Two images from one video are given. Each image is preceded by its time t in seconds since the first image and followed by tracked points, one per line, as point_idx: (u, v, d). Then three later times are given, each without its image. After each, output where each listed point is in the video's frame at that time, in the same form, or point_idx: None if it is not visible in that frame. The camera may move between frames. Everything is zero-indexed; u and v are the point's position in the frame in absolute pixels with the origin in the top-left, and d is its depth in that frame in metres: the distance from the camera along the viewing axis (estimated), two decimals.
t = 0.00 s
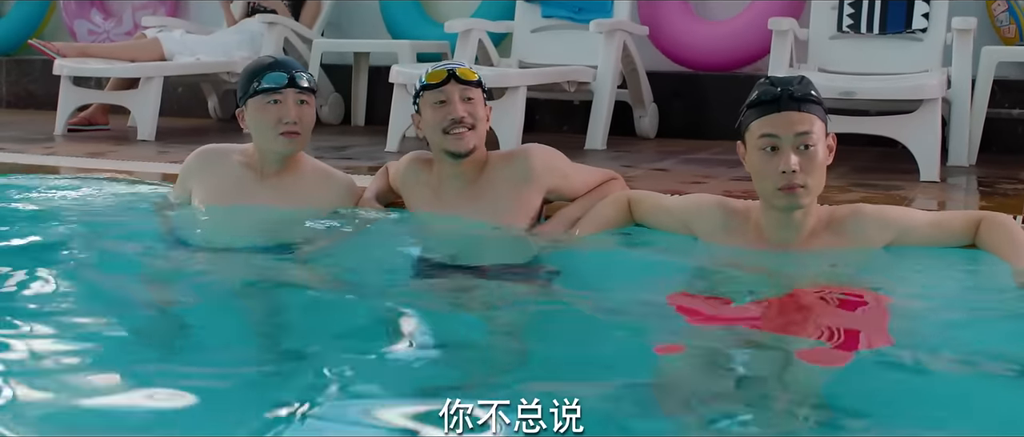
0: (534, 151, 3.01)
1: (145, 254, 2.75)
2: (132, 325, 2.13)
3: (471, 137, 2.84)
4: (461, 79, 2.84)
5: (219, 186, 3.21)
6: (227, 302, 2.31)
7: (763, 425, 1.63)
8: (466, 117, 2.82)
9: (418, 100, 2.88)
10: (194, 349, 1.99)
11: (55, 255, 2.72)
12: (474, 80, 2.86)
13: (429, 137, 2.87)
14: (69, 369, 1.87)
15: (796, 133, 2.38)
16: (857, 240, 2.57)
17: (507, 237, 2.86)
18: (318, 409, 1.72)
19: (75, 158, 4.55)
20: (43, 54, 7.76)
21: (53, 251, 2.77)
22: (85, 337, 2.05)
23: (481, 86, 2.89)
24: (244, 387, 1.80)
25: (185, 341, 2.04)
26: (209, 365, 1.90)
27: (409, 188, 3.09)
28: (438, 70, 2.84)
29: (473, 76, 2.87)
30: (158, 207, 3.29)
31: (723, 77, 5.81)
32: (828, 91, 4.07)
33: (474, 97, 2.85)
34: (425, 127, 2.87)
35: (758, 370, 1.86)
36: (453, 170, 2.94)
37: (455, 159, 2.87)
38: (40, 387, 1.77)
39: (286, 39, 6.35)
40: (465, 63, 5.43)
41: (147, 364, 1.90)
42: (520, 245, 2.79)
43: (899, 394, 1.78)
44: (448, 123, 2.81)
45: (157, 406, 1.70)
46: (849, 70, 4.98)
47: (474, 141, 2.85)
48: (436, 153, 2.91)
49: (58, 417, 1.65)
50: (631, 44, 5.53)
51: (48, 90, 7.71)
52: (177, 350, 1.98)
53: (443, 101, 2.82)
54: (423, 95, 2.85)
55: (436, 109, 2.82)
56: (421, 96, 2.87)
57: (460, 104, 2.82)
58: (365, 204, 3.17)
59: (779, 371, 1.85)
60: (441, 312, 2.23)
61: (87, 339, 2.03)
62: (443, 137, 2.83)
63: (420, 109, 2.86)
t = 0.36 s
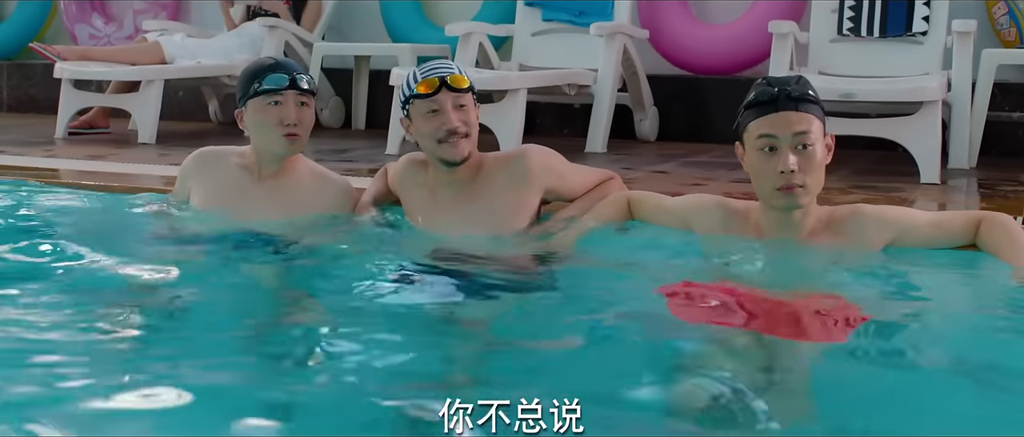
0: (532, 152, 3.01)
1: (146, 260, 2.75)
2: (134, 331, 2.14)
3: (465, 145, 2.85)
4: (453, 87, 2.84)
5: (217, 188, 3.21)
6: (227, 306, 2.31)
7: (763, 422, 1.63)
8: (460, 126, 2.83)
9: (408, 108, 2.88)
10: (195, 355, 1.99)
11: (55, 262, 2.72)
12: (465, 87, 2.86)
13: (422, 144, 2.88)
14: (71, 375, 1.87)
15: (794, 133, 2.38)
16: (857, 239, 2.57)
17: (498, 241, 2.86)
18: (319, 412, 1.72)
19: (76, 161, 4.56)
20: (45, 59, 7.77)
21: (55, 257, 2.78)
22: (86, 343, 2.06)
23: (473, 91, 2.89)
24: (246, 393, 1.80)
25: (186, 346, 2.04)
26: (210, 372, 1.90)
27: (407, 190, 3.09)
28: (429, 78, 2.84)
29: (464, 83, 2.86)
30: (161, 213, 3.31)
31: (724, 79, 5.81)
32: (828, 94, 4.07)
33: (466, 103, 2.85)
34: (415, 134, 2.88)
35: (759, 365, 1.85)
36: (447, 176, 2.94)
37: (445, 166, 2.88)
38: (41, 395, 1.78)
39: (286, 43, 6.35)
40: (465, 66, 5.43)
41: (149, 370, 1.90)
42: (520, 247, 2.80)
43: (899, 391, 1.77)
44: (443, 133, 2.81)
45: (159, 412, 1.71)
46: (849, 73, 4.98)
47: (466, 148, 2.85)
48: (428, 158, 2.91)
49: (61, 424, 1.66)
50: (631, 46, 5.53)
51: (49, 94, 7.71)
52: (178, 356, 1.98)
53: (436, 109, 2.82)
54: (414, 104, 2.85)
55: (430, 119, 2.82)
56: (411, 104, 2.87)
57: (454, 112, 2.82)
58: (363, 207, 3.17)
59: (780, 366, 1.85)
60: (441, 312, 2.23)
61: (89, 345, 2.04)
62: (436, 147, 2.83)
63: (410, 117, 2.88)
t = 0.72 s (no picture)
0: (533, 152, 3.03)
1: (144, 258, 2.74)
2: (130, 325, 2.13)
3: (469, 144, 2.85)
4: (458, 85, 2.85)
5: (217, 193, 3.20)
6: (226, 302, 2.30)
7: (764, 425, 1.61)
8: (465, 124, 2.83)
9: (413, 105, 2.89)
10: (191, 351, 1.96)
11: (51, 260, 2.71)
12: (471, 87, 2.87)
13: (426, 143, 2.88)
14: (64, 370, 1.85)
15: (791, 133, 2.38)
16: (857, 240, 2.58)
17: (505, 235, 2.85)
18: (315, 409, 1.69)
19: (76, 163, 4.56)
20: (45, 62, 7.77)
21: (52, 255, 2.77)
22: (81, 337, 2.04)
23: (479, 91, 2.90)
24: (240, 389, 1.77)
25: (183, 340, 2.03)
26: (206, 367, 1.88)
27: (408, 191, 3.09)
28: (436, 76, 2.85)
29: (470, 83, 2.87)
30: (161, 213, 3.30)
31: (724, 82, 5.81)
32: (827, 96, 4.08)
33: (471, 103, 2.86)
34: (420, 132, 2.88)
35: (759, 368, 1.85)
36: (450, 175, 2.96)
37: (450, 163, 2.88)
38: (32, 388, 1.76)
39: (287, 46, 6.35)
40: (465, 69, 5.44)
41: (144, 365, 1.88)
42: (522, 243, 2.79)
43: (901, 392, 1.77)
44: (448, 131, 2.82)
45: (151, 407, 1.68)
46: (849, 76, 4.98)
47: (471, 147, 2.85)
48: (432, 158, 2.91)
49: (50, 419, 1.63)
50: (631, 49, 5.53)
51: (49, 98, 7.71)
52: (173, 352, 1.95)
53: (441, 107, 2.83)
54: (420, 101, 2.86)
55: (435, 116, 2.83)
56: (416, 101, 2.88)
57: (460, 111, 2.83)
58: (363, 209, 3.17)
59: (780, 368, 1.85)
60: (440, 310, 2.22)
61: (84, 339, 2.03)
62: (440, 144, 2.83)
63: (414, 117, 2.88)
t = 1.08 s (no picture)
0: (533, 153, 3.03)
1: (145, 258, 2.73)
2: (127, 321, 2.12)
3: (471, 146, 2.84)
4: (463, 87, 2.86)
5: (218, 195, 3.19)
6: (225, 300, 2.29)
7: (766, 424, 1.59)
8: (469, 127, 2.83)
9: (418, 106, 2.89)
10: (190, 349, 1.94)
11: (48, 260, 2.69)
12: (474, 89, 2.88)
13: (428, 144, 2.87)
14: (62, 366, 1.84)
15: (790, 134, 2.38)
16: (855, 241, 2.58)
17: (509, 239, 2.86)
18: (314, 409, 1.66)
19: (75, 166, 4.56)
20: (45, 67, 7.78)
21: (51, 255, 2.76)
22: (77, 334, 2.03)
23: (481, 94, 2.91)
24: (240, 388, 1.74)
25: (182, 337, 2.01)
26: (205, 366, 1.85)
27: (409, 195, 3.09)
28: (440, 78, 2.86)
29: (472, 85, 2.88)
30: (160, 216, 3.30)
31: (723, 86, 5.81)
32: (827, 98, 4.08)
33: (474, 105, 2.86)
34: (422, 135, 2.87)
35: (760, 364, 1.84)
36: (453, 179, 2.95)
37: (452, 165, 2.87)
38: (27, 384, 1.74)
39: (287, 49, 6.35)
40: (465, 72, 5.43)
41: (142, 363, 1.85)
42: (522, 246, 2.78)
43: (903, 390, 1.75)
44: (451, 132, 2.82)
45: (151, 406, 1.65)
46: (848, 80, 4.98)
47: (474, 149, 2.84)
48: (434, 160, 2.90)
49: (47, 415, 1.62)
50: (631, 53, 5.53)
51: (49, 102, 7.71)
52: (171, 351, 1.93)
53: (445, 109, 2.83)
54: (424, 103, 2.86)
55: (438, 117, 2.83)
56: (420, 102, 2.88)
57: (463, 113, 2.83)
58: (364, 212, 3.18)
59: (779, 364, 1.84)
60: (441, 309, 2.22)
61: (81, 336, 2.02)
62: (443, 145, 2.83)
63: (418, 116, 2.88)
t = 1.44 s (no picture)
0: (534, 161, 3.03)
1: (144, 261, 2.73)
2: (127, 322, 2.12)
3: (480, 157, 2.85)
4: (474, 99, 2.87)
5: (221, 196, 3.22)
6: (223, 301, 2.29)
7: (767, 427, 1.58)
8: (477, 138, 2.83)
9: (425, 115, 2.90)
10: (193, 352, 1.93)
11: (49, 263, 2.69)
12: (484, 101, 2.88)
13: (434, 153, 2.88)
14: (63, 369, 1.83)
15: (788, 137, 2.39)
16: (855, 244, 2.59)
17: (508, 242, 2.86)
18: (315, 412, 1.65)
19: (75, 170, 4.56)
20: (46, 71, 7.78)
21: (51, 258, 2.75)
22: (78, 335, 2.03)
23: (490, 105, 2.92)
24: (243, 391, 1.73)
25: (181, 338, 2.01)
26: (208, 369, 1.84)
27: (410, 201, 3.11)
28: (449, 88, 2.86)
29: (483, 97, 2.89)
30: (160, 221, 3.30)
31: (723, 90, 5.81)
32: (827, 101, 4.08)
33: (484, 117, 2.87)
34: (429, 143, 2.88)
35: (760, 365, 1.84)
36: (454, 187, 2.97)
37: (460, 176, 2.89)
38: (28, 386, 1.74)
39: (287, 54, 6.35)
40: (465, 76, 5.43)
41: (140, 366, 1.85)
42: (522, 251, 2.76)
43: (905, 393, 1.74)
44: (459, 143, 2.82)
45: (154, 411, 1.65)
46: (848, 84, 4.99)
47: (480, 161, 2.85)
48: (438, 168, 2.93)
49: (47, 417, 1.61)
50: (631, 57, 5.53)
51: (49, 106, 7.71)
52: (174, 353, 1.92)
53: (455, 119, 2.84)
54: (432, 112, 2.87)
55: (447, 127, 2.83)
56: (428, 112, 2.89)
57: (472, 125, 2.84)
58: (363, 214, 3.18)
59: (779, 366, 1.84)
60: (441, 310, 2.22)
61: (81, 337, 2.02)
62: (450, 156, 2.83)
63: (425, 127, 2.89)
